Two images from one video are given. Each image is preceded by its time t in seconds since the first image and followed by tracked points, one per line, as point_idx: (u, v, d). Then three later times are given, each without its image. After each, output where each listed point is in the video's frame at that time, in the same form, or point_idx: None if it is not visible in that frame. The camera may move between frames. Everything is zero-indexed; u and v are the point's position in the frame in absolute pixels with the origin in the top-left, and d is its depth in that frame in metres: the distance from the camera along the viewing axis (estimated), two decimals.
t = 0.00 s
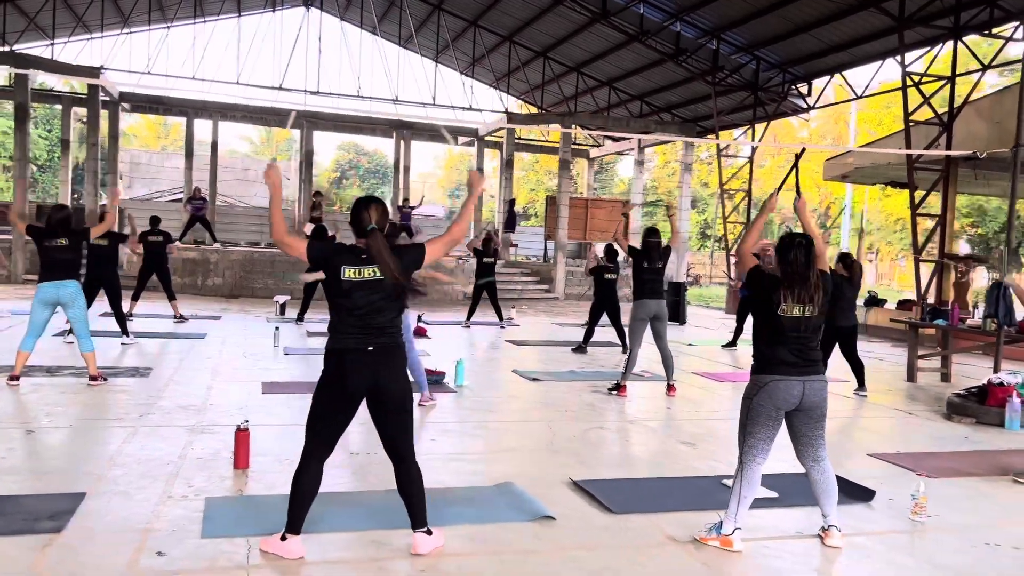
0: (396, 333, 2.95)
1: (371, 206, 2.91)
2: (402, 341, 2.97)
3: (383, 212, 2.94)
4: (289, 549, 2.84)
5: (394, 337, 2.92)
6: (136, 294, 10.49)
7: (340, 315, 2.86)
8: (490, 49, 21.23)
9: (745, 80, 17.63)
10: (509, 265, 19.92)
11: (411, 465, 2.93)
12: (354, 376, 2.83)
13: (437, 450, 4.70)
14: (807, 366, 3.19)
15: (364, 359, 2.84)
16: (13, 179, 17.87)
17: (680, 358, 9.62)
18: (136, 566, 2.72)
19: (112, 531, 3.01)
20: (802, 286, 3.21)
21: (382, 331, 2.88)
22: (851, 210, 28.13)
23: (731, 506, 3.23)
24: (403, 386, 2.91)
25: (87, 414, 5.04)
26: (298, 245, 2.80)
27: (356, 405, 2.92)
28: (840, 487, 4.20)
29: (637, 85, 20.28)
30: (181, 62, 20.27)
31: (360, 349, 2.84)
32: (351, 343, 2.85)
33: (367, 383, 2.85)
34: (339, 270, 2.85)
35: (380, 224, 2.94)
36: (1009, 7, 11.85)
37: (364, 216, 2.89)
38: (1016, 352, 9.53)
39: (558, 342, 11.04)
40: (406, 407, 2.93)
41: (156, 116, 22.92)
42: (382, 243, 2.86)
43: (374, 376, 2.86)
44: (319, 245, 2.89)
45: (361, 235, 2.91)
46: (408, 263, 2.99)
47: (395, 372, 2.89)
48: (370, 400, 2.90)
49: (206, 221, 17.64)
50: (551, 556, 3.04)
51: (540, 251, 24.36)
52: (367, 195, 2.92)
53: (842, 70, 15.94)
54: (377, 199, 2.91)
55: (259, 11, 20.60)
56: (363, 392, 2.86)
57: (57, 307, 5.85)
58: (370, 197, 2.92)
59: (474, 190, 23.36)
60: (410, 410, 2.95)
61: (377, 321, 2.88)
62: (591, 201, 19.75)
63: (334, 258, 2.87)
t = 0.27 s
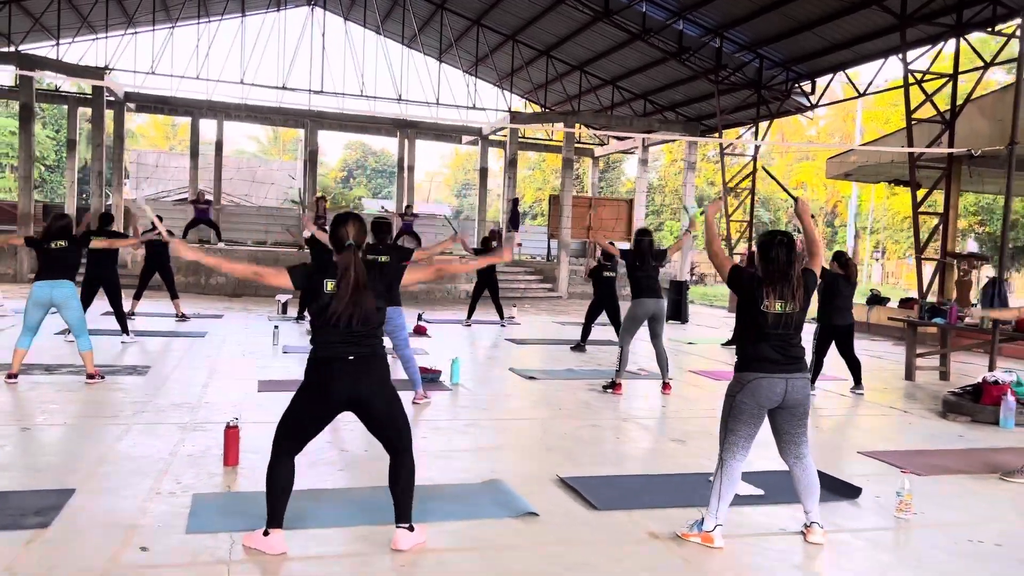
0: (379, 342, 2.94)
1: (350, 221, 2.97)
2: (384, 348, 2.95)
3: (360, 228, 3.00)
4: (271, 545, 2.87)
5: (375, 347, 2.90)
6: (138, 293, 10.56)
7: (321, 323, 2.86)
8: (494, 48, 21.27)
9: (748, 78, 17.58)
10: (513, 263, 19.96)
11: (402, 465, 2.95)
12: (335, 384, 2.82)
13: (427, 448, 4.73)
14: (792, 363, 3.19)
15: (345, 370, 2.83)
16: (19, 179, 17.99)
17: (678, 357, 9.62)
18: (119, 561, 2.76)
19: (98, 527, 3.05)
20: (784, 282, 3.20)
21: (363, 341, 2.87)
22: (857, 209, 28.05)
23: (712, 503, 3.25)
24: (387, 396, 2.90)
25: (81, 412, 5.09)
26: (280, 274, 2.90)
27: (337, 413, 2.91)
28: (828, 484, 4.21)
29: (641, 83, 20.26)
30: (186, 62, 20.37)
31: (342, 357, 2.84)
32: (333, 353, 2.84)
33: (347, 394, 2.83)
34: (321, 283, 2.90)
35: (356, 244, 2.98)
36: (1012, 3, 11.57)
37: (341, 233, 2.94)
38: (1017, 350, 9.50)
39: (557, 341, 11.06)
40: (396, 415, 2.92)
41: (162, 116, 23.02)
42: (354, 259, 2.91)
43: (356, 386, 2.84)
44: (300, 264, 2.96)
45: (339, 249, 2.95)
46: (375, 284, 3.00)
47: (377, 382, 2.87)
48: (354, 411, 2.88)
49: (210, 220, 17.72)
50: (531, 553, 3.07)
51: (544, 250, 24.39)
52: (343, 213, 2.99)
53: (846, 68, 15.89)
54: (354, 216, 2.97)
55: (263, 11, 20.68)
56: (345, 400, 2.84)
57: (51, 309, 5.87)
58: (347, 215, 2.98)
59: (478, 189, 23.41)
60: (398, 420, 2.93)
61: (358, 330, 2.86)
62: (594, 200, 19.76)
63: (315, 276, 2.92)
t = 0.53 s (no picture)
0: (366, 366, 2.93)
1: (335, 260, 2.94)
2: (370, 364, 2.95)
3: (345, 267, 2.95)
4: (256, 539, 2.90)
5: (362, 366, 2.90)
6: (139, 290, 10.61)
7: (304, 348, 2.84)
8: (497, 46, 21.29)
9: (751, 76, 17.56)
10: (516, 261, 19.97)
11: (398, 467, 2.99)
12: (320, 411, 2.81)
13: (420, 444, 4.76)
14: (780, 368, 3.17)
15: (332, 392, 2.84)
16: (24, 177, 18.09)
17: (677, 355, 9.64)
18: (106, 555, 2.80)
19: (87, 521, 3.09)
20: (765, 287, 3.20)
21: (349, 363, 2.86)
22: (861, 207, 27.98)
23: (691, 499, 3.25)
24: (375, 415, 2.90)
25: (77, 408, 5.14)
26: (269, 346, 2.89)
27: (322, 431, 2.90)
28: (818, 481, 4.23)
29: (644, 81, 20.23)
30: (190, 60, 20.45)
31: (327, 383, 2.84)
32: (319, 374, 2.83)
33: (333, 418, 2.82)
34: (302, 314, 2.89)
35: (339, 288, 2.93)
36: None
37: (325, 270, 2.92)
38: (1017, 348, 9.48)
39: (557, 339, 11.08)
40: (388, 428, 2.93)
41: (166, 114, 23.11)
42: (334, 298, 2.87)
43: (343, 408, 2.84)
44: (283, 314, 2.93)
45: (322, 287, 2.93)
46: (358, 325, 2.91)
47: (363, 402, 2.87)
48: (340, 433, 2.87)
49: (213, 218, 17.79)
50: (516, 549, 3.09)
51: (547, 247, 24.39)
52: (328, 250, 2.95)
53: (849, 65, 15.84)
54: (339, 252, 2.94)
55: (266, 9, 20.72)
56: (329, 424, 2.83)
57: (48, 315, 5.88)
58: (333, 252, 2.94)
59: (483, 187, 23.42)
60: (391, 435, 2.94)
61: (344, 351, 2.85)
62: (597, 198, 19.77)
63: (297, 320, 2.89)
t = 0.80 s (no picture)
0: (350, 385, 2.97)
1: (319, 286, 3.08)
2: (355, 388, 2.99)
3: (329, 293, 3.10)
4: (241, 533, 2.93)
5: (346, 387, 2.93)
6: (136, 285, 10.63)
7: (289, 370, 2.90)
8: (497, 42, 21.29)
9: (750, 72, 17.55)
10: (516, 258, 19.94)
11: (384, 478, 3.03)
12: (303, 425, 2.84)
13: (411, 439, 4.78)
14: (764, 399, 3.21)
15: (317, 408, 2.87)
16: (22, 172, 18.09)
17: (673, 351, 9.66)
18: (92, 547, 2.82)
19: (74, 514, 3.12)
20: (739, 318, 3.25)
21: (332, 379, 2.90)
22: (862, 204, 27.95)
23: (669, 493, 3.29)
24: (359, 429, 2.93)
25: (70, 402, 5.16)
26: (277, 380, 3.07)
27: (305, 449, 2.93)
28: (806, 477, 4.25)
29: (644, 77, 20.19)
30: (191, 55, 20.44)
31: (311, 400, 2.87)
32: (303, 392, 2.87)
33: (317, 434, 2.85)
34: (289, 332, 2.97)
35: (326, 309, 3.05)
36: None
37: (309, 295, 3.05)
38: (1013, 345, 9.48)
39: (554, 335, 11.08)
40: (375, 439, 2.95)
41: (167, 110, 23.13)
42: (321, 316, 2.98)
43: (327, 426, 2.87)
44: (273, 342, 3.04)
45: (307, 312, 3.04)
46: (343, 343, 2.97)
47: (348, 419, 2.90)
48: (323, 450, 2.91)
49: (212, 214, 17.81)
50: (500, 541, 3.10)
51: (547, 244, 24.38)
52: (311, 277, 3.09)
53: (849, 62, 15.80)
54: (322, 278, 3.08)
55: (266, 5, 20.70)
56: (312, 440, 2.86)
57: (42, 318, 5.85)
58: (316, 279, 3.09)
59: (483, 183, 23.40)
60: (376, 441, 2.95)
61: (328, 368, 2.90)
62: (597, 194, 19.75)
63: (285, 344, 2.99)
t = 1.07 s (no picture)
0: (319, 384, 3.00)
1: (290, 286, 3.14)
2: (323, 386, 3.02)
3: (300, 293, 3.16)
4: (210, 525, 2.93)
5: (314, 383, 2.96)
6: (120, 278, 10.58)
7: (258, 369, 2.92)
8: (486, 37, 21.27)
9: (738, 69, 17.60)
10: (504, 253, 19.92)
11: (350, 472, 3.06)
12: (270, 420, 2.86)
13: (388, 432, 4.79)
14: (732, 412, 3.26)
15: (284, 402, 2.89)
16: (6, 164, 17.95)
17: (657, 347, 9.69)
18: (59, 538, 2.82)
19: (42, 505, 3.11)
20: (709, 332, 3.30)
21: (299, 374, 2.92)
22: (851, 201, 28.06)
23: (637, 486, 3.32)
24: (325, 423, 2.95)
25: (46, 394, 5.15)
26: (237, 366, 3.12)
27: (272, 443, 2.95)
28: (779, 470, 4.27)
29: (633, 73, 20.20)
30: (179, 46, 20.34)
31: (279, 395, 2.89)
32: (272, 386, 2.90)
33: (285, 429, 2.88)
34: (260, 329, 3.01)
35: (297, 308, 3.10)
36: None
37: (281, 294, 3.12)
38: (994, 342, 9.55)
39: (540, 330, 11.10)
40: (341, 435, 2.99)
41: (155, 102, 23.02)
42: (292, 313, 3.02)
43: (294, 421, 2.89)
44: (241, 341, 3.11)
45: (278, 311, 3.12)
46: (313, 340, 3.00)
47: (315, 413, 2.93)
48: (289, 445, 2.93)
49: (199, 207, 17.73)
50: (469, 533, 3.11)
51: (536, 239, 24.39)
52: (282, 277, 3.16)
53: (837, 60, 15.83)
54: (293, 278, 3.15)
55: None
56: (278, 436, 2.88)
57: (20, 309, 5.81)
58: (286, 279, 3.16)
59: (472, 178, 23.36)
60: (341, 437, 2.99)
61: (297, 365, 2.92)
62: (586, 189, 19.76)
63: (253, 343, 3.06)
